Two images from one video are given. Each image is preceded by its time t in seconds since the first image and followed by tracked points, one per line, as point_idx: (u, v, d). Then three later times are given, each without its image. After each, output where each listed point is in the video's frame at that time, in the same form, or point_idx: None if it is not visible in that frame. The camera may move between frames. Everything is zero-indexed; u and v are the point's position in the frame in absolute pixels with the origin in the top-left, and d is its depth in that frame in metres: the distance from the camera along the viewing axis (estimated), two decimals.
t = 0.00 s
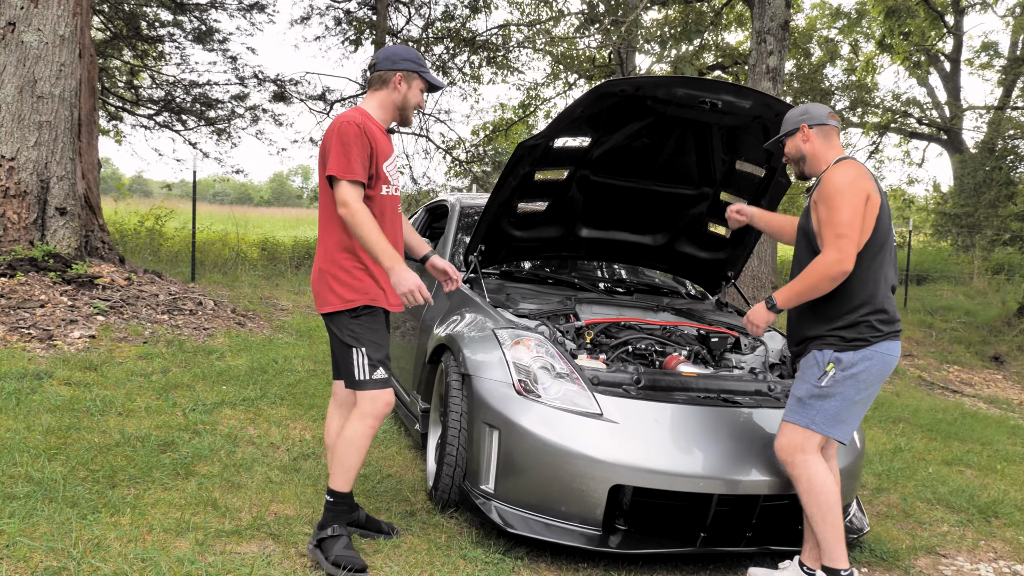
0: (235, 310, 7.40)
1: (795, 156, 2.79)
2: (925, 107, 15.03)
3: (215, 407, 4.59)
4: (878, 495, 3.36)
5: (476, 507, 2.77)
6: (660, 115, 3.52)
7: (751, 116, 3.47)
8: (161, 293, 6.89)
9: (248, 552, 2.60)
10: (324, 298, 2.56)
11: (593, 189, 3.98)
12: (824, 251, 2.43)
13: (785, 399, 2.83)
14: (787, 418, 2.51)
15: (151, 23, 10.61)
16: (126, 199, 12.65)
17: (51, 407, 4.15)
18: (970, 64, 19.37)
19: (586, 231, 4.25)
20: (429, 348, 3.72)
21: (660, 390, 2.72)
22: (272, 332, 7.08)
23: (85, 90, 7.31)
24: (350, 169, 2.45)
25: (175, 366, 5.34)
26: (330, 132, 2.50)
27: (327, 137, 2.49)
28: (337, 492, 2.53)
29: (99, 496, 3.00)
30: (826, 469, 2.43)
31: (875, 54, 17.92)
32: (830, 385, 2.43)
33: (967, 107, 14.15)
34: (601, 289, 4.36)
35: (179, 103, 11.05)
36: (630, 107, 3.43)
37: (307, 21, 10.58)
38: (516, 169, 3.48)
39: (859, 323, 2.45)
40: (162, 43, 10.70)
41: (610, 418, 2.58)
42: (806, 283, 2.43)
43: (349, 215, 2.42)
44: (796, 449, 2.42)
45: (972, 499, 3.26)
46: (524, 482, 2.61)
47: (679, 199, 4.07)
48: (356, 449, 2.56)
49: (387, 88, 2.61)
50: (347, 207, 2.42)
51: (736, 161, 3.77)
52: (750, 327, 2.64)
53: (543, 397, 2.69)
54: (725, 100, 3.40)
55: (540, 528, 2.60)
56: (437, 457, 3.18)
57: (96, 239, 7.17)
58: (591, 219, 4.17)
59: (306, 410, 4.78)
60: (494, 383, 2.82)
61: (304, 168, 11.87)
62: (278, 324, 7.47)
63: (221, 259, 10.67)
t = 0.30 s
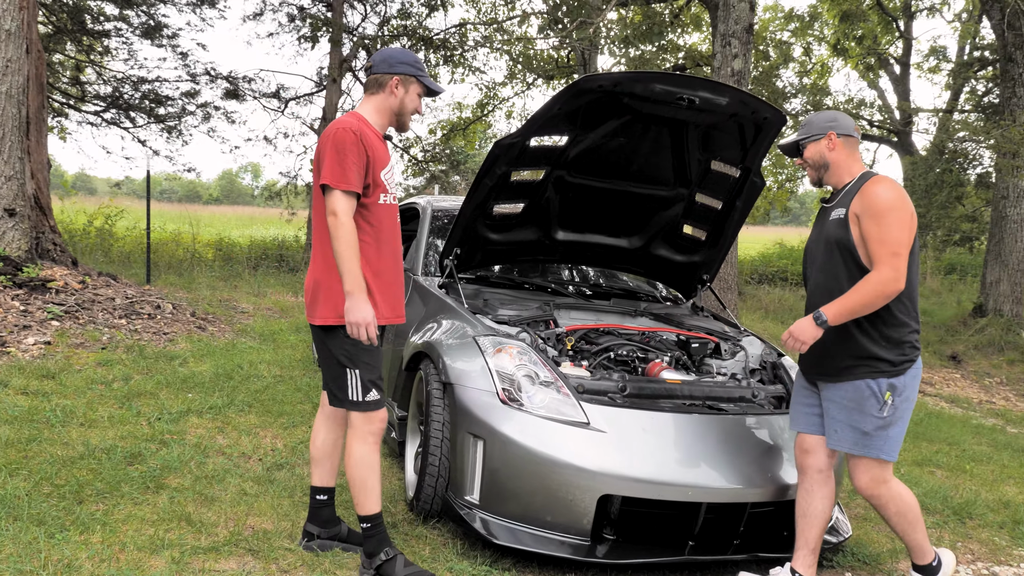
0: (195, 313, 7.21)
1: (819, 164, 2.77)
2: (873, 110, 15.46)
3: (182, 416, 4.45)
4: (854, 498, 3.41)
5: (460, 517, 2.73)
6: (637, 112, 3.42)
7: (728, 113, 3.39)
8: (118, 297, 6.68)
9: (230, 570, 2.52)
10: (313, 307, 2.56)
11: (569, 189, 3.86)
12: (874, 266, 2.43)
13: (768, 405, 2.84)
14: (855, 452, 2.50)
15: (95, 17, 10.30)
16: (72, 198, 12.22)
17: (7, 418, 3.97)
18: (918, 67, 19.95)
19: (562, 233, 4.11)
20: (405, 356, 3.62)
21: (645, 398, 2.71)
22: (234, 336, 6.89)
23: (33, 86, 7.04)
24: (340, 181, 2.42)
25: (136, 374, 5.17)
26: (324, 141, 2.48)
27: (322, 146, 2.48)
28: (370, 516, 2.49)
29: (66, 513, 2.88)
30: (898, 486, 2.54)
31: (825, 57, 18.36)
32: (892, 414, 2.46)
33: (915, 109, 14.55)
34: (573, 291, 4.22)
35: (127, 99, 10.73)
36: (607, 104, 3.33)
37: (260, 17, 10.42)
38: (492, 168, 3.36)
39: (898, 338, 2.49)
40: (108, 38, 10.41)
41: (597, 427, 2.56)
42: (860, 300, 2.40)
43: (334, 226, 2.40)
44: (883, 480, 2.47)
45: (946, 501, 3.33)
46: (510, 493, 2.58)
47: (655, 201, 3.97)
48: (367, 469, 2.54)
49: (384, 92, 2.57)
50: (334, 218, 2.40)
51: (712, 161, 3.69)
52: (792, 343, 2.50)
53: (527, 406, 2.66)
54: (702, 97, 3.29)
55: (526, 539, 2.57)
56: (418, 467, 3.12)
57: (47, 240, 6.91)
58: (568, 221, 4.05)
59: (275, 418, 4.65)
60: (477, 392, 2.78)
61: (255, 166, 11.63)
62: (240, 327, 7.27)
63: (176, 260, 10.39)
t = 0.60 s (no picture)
0: (145, 317, 6.95)
1: (864, 186, 2.68)
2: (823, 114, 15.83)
3: (138, 425, 4.26)
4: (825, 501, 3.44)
5: (438, 529, 2.66)
6: (613, 112, 3.39)
7: (704, 114, 3.40)
8: (64, 301, 6.41)
9: None
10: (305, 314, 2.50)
11: (542, 190, 3.81)
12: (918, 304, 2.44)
13: (747, 410, 2.84)
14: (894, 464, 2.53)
15: (34, 9, 9.90)
16: (10, 196, 11.68)
17: None
18: (864, 70, 20.56)
19: (534, 236, 4.04)
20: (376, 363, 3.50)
21: (625, 404, 2.69)
22: (187, 340, 6.65)
23: None
24: (337, 186, 2.33)
25: (87, 381, 4.94)
26: (325, 142, 2.40)
27: (323, 149, 2.39)
28: (352, 536, 2.43)
29: (21, 531, 2.73)
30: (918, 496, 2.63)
31: (776, 62, 18.76)
32: (932, 429, 2.51)
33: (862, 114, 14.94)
34: (543, 294, 4.13)
35: (68, 95, 10.30)
36: (583, 103, 3.30)
37: (208, 12, 10.14)
38: (467, 168, 3.30)
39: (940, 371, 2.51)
40: (48, 30, 10.00)
41: (579, 434, 2.52)
42: (901, 338, 2.42)
43: (326, 232, 2.32)
44: (918, 493, 2.52)
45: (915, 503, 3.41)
46: (490, 503, 2.52)
47: (629, 204, 3.94)
48: (350, 487, 2.45)
49: (387, 90, 2.47)
50: (328, 225, 2.32)
51: (687, 163, 3.69)
52: (836, 380, 2.45)
53: (508, 414, 2.60)
54: (680, 97, 3.29)
55: (506, 550, 2.51)
56: (391, 477, 3.03)
57: None
58: (540, 223, 3.99)
59: (236, 425, 4.49)
60: (454, 400, 2.71)
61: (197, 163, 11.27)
62: (192, 331, 7.02)
63: (120, 261, 10.00)
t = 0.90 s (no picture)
0: (88, 322, 6.64)
1: (888, 186, 2.76)
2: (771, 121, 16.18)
3: (86, 436, 4.05)
4: (792, 504, 3.48)
5: (410, 542, 2.57)
6: (588, 111, 3.37)
7: (679, 113, 3.39)
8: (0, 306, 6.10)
9: None
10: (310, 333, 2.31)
11: (513, 191, 3.76)
12: (948, 313, 2.55)
13: (722, 415, 2.83)
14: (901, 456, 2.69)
15: None
16: None
17: None
18: (809, 75, 21.19)
19: (503, 238, 3.98)
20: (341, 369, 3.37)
21: (602, 410, 2.66)
22: (134, 346, 6.38)
23: None
24: (359, 197, 2.21)
25: (29, 390, 4.69)
26: (336, 147, 2.24)
27: (335, 154, 2.24)
28: (323, 554, 2.37)
29: None
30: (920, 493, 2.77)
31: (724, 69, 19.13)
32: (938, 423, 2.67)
33: (807, 119, 15.34)
34: (512, 298, 4.05)
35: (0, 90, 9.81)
36: (558, 101, 3.27)
37: (151, 6, 9.80)
38: (437, 168, 3.23)
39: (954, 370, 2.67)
40: None
41: (556, 442, 2.47)
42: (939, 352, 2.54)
43: (353, 249, 2.19)
44: (921, 485, 2.67)
45: (880, 505, 3.47)
46: (465, 514, 2.45)
47: (600, 205, 3.92)
48: (323, 504, 2.38)
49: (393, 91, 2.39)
50: (352, 240, 2.20)
51: (660, 163, 3.69)
52: (944, 433, 2.55)
53: (484, 422, 2.54)
54: (656, 96, 3.27)
55: (482, 562, 2.44)
56: (358, 487, 2.92)
57: None
58: (508, 225, 3.92)
59: (189, 435, 4.30)
60: (427, 406, 2.64)
61: (132, 164, 10.81)
62: (138, 336, 6.74)
63: (57, 264, 9.55)
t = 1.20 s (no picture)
0: (28, 329, 6.31)
1: (888, 187, 2.89)
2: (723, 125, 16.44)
3: (29, 449, 3.83)
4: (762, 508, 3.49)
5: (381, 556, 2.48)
6: (559, 110, 3.32)
7: (651, 113, 3.37)
8: None
9: None
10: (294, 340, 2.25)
11: (481, 191, 3.68)
12: (955, 312, 2.66)
13: (697, 420, 2.80)
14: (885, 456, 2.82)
15: None
16: None
17: None
18: (758, 79, 21.66)
19: (470, 239, 3.89)
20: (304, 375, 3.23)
21: (577, 416, 2.60)
22: (79, 353, 6.09)
23: None
24: (345, 199, 2.16)
25: None
26: (320, 147, 2.18)
27: (319, 155, 2.18)
28: (293, 570, 2.30)
29: None
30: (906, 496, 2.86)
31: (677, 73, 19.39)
32: (922, 422, 2.78)
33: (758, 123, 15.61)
34: (479, 301, 3.95)
35: None
36: (528, 99, 3.20)
37: None
38: (402, 168, 3.14)
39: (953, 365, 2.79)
40: None
41: (532, 450, 2.41)
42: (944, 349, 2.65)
43: (341, 253, 2.15)
44: (903, 484, 2.79)
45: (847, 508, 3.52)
46: (438, 526, 2.37)
47: (570, 205, 3.87)
48: (300, 519, 2.32)
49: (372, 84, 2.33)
50: (340, 243, 2.15)
51: (630, 163, 3.66)
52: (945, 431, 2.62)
53: (457, 431, 2.47)
54: (629, 95, 3.24)
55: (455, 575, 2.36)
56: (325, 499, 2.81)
57: None
58: (476, 225, 3.84)
59: (140, 446, 4.11)
60: (397, 414, 2.55)
61: (71, 163, 10.35)
62: (84, 343, 6.44)
63: None
